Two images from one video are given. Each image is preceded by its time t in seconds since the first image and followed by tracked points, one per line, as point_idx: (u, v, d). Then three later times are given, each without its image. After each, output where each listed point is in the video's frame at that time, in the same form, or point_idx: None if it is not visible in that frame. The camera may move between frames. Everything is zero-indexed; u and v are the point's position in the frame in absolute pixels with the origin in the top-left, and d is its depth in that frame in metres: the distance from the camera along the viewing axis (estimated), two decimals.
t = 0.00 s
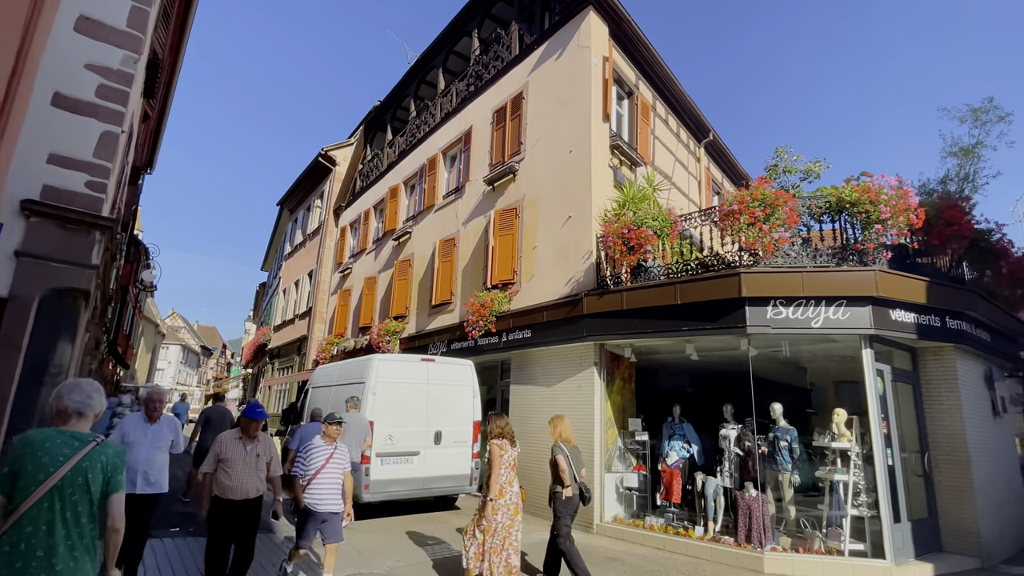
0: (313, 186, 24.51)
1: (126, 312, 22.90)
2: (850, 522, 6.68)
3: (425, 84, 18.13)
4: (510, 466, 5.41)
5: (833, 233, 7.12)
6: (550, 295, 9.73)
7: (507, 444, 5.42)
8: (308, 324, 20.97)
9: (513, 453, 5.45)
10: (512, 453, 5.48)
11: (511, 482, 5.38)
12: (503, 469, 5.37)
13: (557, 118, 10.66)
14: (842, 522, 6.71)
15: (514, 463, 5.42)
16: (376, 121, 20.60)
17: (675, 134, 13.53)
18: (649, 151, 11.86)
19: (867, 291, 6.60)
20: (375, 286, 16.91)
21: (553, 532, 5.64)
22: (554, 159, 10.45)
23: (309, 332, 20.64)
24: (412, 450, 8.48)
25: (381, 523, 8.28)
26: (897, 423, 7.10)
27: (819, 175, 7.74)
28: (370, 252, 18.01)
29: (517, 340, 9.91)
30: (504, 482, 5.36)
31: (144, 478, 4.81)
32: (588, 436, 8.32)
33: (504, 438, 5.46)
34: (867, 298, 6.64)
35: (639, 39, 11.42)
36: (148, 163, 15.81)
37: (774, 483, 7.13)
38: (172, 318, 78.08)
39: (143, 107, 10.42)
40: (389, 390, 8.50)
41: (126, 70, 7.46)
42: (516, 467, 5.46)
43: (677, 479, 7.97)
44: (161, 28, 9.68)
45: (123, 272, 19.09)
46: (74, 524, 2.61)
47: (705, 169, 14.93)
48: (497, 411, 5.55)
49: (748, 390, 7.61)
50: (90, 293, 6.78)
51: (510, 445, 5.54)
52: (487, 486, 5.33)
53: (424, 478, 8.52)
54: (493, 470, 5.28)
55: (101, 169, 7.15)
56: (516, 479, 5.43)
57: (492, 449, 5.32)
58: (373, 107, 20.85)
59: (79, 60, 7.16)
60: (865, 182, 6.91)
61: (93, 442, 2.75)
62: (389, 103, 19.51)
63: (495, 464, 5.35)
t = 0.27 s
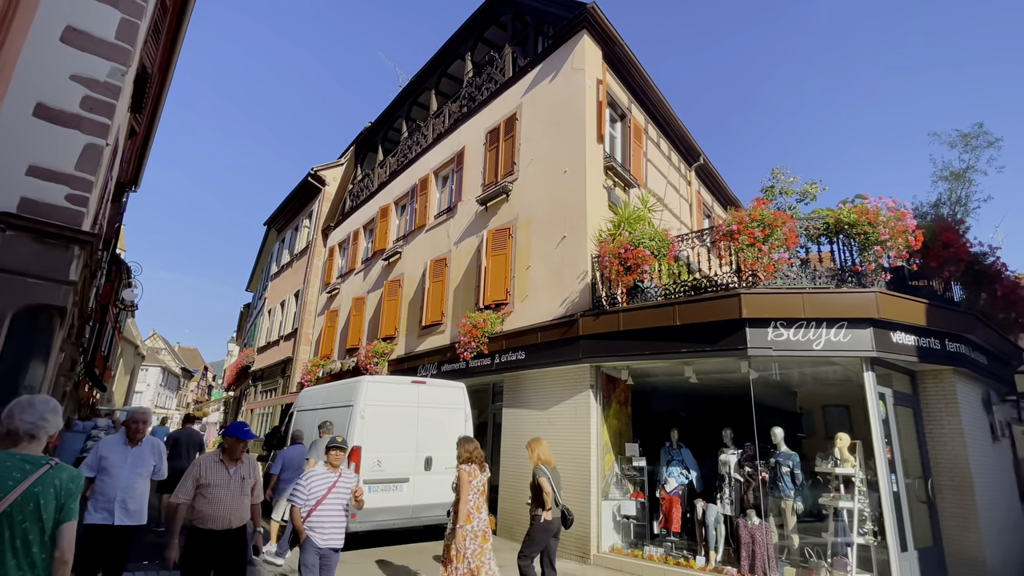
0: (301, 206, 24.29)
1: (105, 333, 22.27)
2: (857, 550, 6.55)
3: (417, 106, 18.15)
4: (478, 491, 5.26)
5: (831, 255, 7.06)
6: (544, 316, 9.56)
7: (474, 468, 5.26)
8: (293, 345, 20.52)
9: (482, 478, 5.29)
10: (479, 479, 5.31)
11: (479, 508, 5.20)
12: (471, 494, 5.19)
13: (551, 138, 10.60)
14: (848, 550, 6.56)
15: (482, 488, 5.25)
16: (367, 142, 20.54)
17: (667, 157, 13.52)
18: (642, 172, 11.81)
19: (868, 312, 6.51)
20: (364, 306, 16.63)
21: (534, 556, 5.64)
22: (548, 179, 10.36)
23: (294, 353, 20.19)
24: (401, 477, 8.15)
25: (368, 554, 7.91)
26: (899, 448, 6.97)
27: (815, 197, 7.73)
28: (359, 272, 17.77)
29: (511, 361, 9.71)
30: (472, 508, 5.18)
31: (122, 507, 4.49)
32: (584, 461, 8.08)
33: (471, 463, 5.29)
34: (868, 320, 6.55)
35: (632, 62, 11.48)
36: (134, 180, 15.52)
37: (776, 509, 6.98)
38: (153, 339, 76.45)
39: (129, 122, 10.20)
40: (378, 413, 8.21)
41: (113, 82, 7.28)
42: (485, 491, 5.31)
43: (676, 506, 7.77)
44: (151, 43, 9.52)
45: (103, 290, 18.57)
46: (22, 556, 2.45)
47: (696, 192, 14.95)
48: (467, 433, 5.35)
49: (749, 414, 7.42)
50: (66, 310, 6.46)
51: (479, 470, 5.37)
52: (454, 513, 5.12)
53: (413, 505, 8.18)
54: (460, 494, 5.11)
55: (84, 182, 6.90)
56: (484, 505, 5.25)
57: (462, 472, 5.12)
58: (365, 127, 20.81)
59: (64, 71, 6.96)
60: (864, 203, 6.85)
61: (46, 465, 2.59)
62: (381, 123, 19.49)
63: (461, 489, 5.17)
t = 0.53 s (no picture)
0: (299, 218, 24.16)
1: (97, 346, 21.93)
2: (876, 568, 6.37)
3: (417, 118, 18.12)
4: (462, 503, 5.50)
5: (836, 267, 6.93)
6: (548, 327, 9.39)
7: (457, 481, 5.55)
8: (289, 358, 20.23)
9: (465, 490, 5.57)
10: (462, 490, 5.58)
11: (463, 521, 5.39)
12: (453, 505, 5.45)
13: (553, 148, 10.49)
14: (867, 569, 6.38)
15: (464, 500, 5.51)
16: (365, 154, 20.48)
17: (669, 169, 13.42)
18: (645, 184, 11.72)
19: (882, 323, 6.39)
20: (362, 319, 16.42)
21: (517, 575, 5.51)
22: (551, 189, 10.24)
23: (289, 366, 19.88)
24: (402, 493, 7.90)
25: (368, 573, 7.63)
26: (915, 462, 6.80)
27: (824, 207, 7.61)
28: (357, 284, 17.58)
29: (514, 373, 9.52)
30: (456, 521, 5.37)
31: (113, 531, 4.21)
32: (590, 477, 7.87)
33: (454, 475, 5.56)
34: (882, 331, 6.42)
35: (634, 74, 11.44)
36: (130, 190, 15.35)
37: (790, 526, 6.78)
38: (145, 352, 75.65)
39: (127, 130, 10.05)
40: (378, 427, 7.98)
41: (112, 87, 7.15)
42: (469, 505, 5.54)
43: (686, 523, 7.57)
44: (151, 50, 9.43)
45: (96, 302, 18.29)
46: None
47: (697, 205, 14.85)
48: (448, 446, 5.65)
49: (761, 428, 7.20)
50: (59, 319, 6.25)
51: (461, 481, 5.64)
52: (438, 523, 5.38)
53: (413, 523, 7.92)
54: (443, 506, 5.36)
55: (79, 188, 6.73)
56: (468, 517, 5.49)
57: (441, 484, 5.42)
58: (364, 139, 20.77)
59: (62, 75, 6.83)
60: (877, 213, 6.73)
61: (37, 483, 2.43)
62: (380, 136, 19.44)
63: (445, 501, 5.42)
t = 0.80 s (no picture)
0: (299, 223, 24.01)
1: (94, 351, 21.69)
2: None
3: (420, 123, 18.03)
4: (451, 516, 5.25)
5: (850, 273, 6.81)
6: (555, 333, 9.23)
7: (446, 494, 5.28)
8: (288, 364, 20.01)
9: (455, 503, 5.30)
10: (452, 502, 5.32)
11: (453, 534, 5.18)
12: (442, 520, 5.20)
13: (560, 153, 10.36)
14: None
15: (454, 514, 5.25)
16: (367, 159, 20.36)
17: (675, 175, 13.30)
18: (652, 189, 11.59)
19: (903, 330, 6.24)
20: (363, 325, 16.24)
21: None
22: (558, 194, 10.10)
23: (289, 373, 19.66)
24: (408, 503, 7.72)
25: None
26: (936, 473, 6.64)
27: (838, 212, 7.50)
28: (358, 290, 17.41)
29: (521, 380, 9.34)
30: (446, 535, 5.15)
31: (111, 549, 3.87)
32: (600, 487, 7.69)
33: (443, 488, 5.29)
34: (902, 338, 6.28)
35: (641, 78, 11.34)
36: (129, 195, 15.19)
37: (808, 538, 6.61)
38: (142, 358, 75.19)
39: (128, 133, 9.90)
40: (383, 435, 7.80)
41: (115, 87, 7.01)
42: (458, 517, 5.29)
43: (700, 535, 7.35)
44: (154, 51, 9.30)
45: (94, 307, 18.09)
46: None
47: (703, 210, 14.72)
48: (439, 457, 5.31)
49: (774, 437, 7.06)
50: (57, 324, 6.07)
51: (452, 494, 5.38)
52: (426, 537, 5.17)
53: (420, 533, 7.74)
54: (430, 522, 5.11)
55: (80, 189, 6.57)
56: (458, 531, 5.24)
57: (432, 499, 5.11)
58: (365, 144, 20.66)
59: (64, 74, 6.70)
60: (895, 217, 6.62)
61: (52, 491, 2.34)
62: (382, 141, 19.34)
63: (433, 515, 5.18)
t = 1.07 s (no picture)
0: (299, 223, 23.86)
1: (93, 352, 21.51)
2: None
3: (422, 122, 17.90)
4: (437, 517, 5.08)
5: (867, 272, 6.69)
6: (562, 334, 9.09)
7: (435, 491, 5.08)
8: (289, 365, 19.86)
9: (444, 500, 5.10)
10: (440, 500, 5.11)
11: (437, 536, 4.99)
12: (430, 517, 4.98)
13: (567, 151, 10.23)
14: None
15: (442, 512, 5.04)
16: (369, 159, 20.22)
17: (681, 174, 13.18)
18: (658, 188, 11.46)
19: (922, 330, 6.12)
20: (365, 325, 16.08)
21: None
22: (565, 192, 9.95)
23: (289, 374, 19.50)
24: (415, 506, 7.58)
25: None
26: (955, 475, 6.51)
27: (853, 210, 7.38)
28: (360, 291, 17.26)
29: (528, 381, 9.20)
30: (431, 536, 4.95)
31: (119, 560, 3.58)
32: (611, 490, 7.55)
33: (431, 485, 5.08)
34: (921, 338, 6.15)
35: (648, 76, 11.22)
36: (129, 194, 15.03)
37: (824, 542, 6.50)
38: (140, 360, 74.87)
39: (128, 129, 9.75)
40: (389, 437, 7.65)
41: (117, 82, 6.87)
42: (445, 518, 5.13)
43: (714, 539, 7.24)
44: (156, 47, 9.15)
45: (93, 308, 17.92)
46: None
47: (709, 210, 14.59)
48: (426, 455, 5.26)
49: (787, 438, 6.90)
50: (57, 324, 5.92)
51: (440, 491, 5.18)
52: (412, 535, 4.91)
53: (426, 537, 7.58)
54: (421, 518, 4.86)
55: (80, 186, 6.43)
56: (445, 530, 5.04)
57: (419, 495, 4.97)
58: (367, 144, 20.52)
59: (65, 69, 6.55)
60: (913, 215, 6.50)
61: (52, 493, 2.20)
62: (384, 140, 19.21)
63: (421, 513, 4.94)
